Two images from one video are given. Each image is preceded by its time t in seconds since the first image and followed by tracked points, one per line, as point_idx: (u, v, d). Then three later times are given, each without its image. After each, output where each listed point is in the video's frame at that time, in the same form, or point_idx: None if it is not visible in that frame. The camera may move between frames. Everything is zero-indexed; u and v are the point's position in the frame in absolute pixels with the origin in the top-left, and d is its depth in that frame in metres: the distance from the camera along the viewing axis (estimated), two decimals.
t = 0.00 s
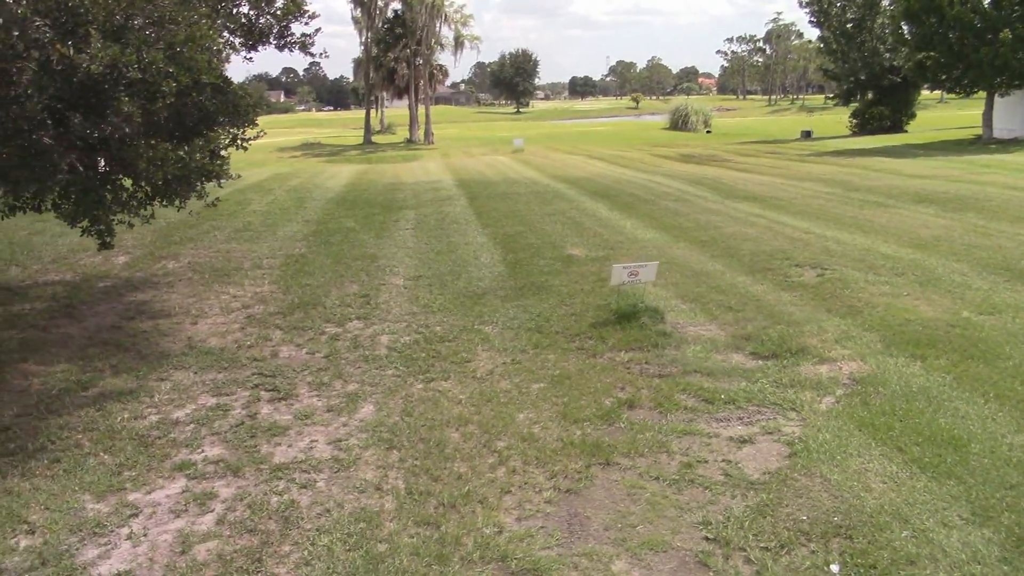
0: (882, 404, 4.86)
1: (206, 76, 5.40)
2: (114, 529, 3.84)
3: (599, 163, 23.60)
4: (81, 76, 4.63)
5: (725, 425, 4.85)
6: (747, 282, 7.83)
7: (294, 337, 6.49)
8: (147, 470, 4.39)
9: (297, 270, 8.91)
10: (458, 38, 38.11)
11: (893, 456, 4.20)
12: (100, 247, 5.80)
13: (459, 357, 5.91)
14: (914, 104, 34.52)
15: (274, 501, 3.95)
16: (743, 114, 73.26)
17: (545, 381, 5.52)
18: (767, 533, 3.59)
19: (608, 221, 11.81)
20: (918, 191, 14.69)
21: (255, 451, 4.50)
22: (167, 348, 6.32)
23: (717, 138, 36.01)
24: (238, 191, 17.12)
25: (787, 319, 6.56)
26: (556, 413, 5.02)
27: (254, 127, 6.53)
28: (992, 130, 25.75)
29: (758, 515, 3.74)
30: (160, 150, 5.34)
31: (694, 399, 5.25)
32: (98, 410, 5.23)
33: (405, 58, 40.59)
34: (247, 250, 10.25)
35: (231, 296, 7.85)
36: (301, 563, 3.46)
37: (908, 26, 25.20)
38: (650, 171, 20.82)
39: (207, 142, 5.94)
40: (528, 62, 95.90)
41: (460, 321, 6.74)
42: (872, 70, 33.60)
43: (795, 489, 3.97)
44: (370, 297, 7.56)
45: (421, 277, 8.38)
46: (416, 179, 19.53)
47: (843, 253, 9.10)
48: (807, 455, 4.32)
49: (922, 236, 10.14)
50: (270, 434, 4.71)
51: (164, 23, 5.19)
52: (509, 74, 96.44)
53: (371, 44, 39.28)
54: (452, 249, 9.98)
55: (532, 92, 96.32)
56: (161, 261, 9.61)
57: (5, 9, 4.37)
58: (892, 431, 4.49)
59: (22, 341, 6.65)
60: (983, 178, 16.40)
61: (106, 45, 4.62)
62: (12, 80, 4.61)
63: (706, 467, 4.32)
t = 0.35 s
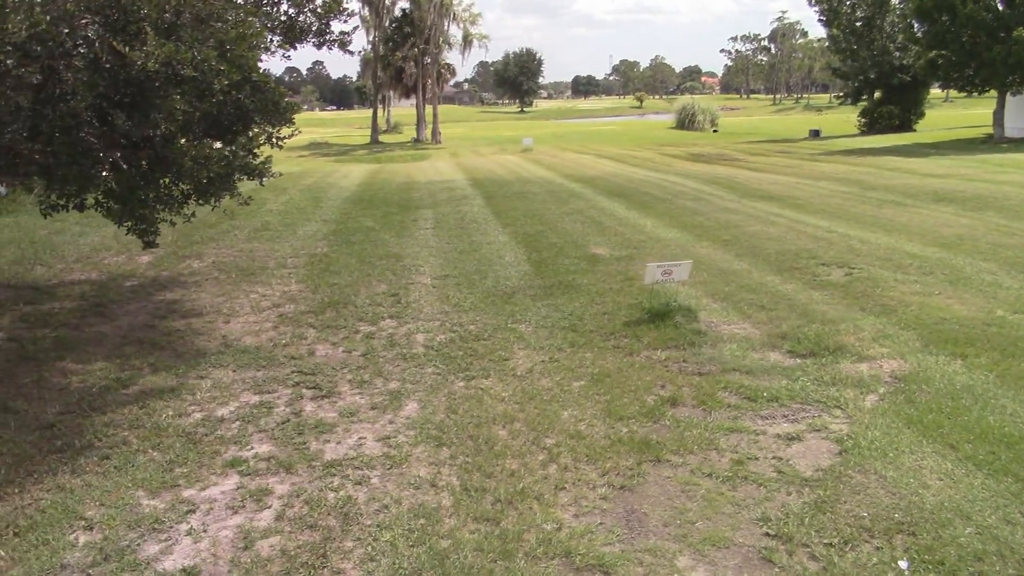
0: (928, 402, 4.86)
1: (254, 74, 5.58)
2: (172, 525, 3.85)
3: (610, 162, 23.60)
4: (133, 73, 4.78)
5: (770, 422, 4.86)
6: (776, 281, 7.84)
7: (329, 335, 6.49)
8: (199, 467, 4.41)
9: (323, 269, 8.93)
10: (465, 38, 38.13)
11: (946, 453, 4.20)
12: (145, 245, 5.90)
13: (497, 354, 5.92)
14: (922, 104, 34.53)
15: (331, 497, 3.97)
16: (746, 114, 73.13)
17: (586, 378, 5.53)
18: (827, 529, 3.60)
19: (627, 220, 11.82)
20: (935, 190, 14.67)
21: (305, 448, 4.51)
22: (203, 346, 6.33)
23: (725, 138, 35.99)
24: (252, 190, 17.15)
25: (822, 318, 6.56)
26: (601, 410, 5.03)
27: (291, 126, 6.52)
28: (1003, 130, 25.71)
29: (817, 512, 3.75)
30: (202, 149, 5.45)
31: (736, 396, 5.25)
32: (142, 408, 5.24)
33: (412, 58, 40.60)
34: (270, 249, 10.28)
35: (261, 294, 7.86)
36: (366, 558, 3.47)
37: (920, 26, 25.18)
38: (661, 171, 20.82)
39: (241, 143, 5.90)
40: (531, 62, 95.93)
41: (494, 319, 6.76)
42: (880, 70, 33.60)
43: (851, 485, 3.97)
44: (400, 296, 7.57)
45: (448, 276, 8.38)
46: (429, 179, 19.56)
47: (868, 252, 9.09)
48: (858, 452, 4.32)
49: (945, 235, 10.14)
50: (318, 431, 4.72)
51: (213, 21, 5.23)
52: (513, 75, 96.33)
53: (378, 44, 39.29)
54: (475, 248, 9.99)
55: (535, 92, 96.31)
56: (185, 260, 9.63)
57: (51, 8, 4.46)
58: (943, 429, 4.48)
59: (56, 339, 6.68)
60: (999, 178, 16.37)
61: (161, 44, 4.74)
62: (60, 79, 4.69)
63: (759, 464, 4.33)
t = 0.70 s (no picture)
0: (975, 400, 4.85)
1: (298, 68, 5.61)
2: (230, 522, 3.87)
3: (622, 161, 23.58)
4: (190, 71, 4.78)
5: (816, 420, 4.86)
6: (807, 279, 7.84)
7: (365, 333, 6.51)
8: (251, 464, 4.42)
9: (350, 267, 8.95)
10: (475, 36, 38.10)
11: (1000, 452, 4.20)
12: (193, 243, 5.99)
13: (536, 353, 5.94)
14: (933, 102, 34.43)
15: (387, 494, 3.98)
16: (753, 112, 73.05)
17: (627, 376, 5.53)
18: (888, 527, 3.60)
19: (648, 219, 11.81)
20: (954, 189, 14.62)
21: (354, 446, 4.52)
22: (240, 344, 6.35)
23: (734, 136, 35.92)
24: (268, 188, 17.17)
25: (857, 316, 6.55)
26: (646, 408, 5.04)
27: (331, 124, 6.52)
28: (1016, 128, 25.61)
29: (875, 510, 3.75)
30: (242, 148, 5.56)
31: (779, 394, 5.26)
32: (186, 405, 5.26)
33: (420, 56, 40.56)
34: (295, 247, 10.30)
35: (291, 292, 7.88)
36: (429, 555, 3.48)
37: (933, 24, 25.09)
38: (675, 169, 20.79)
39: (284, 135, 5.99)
40: (537, 60, 95.73)
41: (528, 317, 6.77)
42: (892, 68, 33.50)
43: (906, 484, 3.97)
44: (431, 293, 7.58)
45: (477, 275, 8.39)
46: (443, 177, 19.56)
47: (895, 250, 9.07)
48: (910, 451, 4.31)
49: (970, 233, 10.11)
50: (365, 429, 4.74)
51: (260, 17, 5.28)
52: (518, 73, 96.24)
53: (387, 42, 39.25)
54: (500, 246, 10.00)
55: (541, 90, 96.21)
56: (211, 258, 9.66)
57: (104, 7, 4.64)
58: (994, 427, 4.48)
59: (92, 336, 6.70)
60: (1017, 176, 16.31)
61: (216, 41, 4.72)
62: (107, 75, 4.73)
63: (810, 462, 4.33)
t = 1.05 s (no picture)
0: None
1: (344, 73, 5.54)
2: (290, 518, 3.88)
3: (635, 160, 23.57)
4: (242, 67, 4.76)
5: (864, 417, 4.86)
6: (838, 277, 7.84)
7: (401, 331, 6.52)
8: (304, 460, 4.43)
9: (378, 264, 8.97)
10: (483, 36, 38.09)
11: None
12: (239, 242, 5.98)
13: (575, 350, 5.95)
14: (943, 102, 34.39)
15: (444, 490, 3.98)
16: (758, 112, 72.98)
17: (669, 373, 5.54)
18: (952, 525, 3.59)
19: (670, 217, 11.81)
20: (973, 187, 14.60)
21: (405, 442, 4.53)
22: (278, 341, 6.37)
23: (743, 135, 35.88)
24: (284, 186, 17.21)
25: (893, 314, 6.56)
26: (692, 405, 5.04)
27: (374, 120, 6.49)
28: None
29: (937, 507, 3.74)
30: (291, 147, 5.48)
31: (823, 391, 5.26)
32: (230, 402, 5.27)
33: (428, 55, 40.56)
34: (319, 245, 10.33)
35: (322, 290, 7.89)
36: (494, 551, 3.49)
37: (946, 23, 25.04)
38: (689, 168, 20.79)
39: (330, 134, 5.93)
40: (542, 60, 95.77)
41: (563, 315, 6.78)
42: (902, 67, 33.44)
43: (965, 481, 3.96)
44: (463, 291, 7.60)
45: (505, 273, 8.41)
46: (457, 176, 19.58)
47: (923, 249, 9.05)
48: (963, 448, 4.30)
49: (995, 232, 10.09)
50: (414, 425, 4.75)
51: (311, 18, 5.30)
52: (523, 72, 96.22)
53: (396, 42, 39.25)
54: (524, 245, 10.01)
55: (545, 89, 96.26)
56: (238, 256, 9.68)
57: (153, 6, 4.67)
58: None
59: (128, 334, 6.71)
60: None
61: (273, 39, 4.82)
62: (155, 73, 4.75)
63: (863, 458, 4.33)
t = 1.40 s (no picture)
0: None
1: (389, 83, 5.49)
2: (347, 515, 3.88)
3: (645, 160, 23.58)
4: (299, 62, 4.81)
5: (910, 415, 4.86)
6: (868, 276, 7.84)
7: (436, 329, 6.52)
8: (354, 458, 4.44)
9: (403, 263, 8.98)
10: (490, 36, 38.08)
11: None
12: (281, 241, 5.93)
13: (613, 349, 5.95)
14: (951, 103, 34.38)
15: (500, 488, 3.99)
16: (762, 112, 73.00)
17: (709, 372, 5.54)
18: (1015, 523, 3.59)
19: (690, 217, 11.80)
20: (991, 188, 14.58)
21: (454, 440, 4.54)
22: (313, 339, 6.38)
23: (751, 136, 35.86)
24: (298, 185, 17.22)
25: (928, 313, 6.57)
26: (736, 403, 5.05)
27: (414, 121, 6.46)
28: None
29: (997, 505, 3.74)
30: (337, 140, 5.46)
31: (865, 389, 5.26)
32: (273, 400, 5.28)
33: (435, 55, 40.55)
34: (342, 244, 10.34)
35: (351, 289, 7.89)
36: (557, 548, 3.49)
37: (957, 24, 25.04)
38: (701, 168, 20.79)
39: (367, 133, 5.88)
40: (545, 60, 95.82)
41: (597, 314, 6.78)
42: (910, 68, 33.43)
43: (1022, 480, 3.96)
44: (493, 290, 7.61)
45: (532, 272, 8.41)
46: (470, 175, 19.59)
47: (949, 248, 9.05)
48: (1015, 447, 4.30)
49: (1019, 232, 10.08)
50: (461, 423, 4.75)
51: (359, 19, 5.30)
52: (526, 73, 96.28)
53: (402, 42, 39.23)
54: (547, 244, 10.02)
55: (549, 90, 96.27)
56: (262, 255, 9.70)
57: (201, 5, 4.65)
58: None
59: (162, 332, 6.72)
60: None
61: (325, 39, 4.83)
62: (200, 72, 4.71)
63: (915, 456, 4.34)
